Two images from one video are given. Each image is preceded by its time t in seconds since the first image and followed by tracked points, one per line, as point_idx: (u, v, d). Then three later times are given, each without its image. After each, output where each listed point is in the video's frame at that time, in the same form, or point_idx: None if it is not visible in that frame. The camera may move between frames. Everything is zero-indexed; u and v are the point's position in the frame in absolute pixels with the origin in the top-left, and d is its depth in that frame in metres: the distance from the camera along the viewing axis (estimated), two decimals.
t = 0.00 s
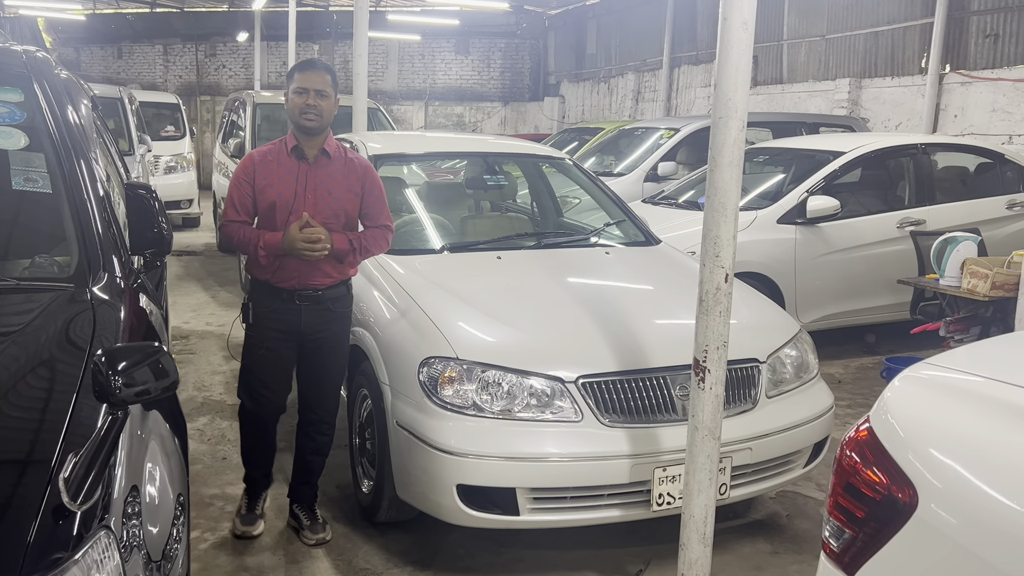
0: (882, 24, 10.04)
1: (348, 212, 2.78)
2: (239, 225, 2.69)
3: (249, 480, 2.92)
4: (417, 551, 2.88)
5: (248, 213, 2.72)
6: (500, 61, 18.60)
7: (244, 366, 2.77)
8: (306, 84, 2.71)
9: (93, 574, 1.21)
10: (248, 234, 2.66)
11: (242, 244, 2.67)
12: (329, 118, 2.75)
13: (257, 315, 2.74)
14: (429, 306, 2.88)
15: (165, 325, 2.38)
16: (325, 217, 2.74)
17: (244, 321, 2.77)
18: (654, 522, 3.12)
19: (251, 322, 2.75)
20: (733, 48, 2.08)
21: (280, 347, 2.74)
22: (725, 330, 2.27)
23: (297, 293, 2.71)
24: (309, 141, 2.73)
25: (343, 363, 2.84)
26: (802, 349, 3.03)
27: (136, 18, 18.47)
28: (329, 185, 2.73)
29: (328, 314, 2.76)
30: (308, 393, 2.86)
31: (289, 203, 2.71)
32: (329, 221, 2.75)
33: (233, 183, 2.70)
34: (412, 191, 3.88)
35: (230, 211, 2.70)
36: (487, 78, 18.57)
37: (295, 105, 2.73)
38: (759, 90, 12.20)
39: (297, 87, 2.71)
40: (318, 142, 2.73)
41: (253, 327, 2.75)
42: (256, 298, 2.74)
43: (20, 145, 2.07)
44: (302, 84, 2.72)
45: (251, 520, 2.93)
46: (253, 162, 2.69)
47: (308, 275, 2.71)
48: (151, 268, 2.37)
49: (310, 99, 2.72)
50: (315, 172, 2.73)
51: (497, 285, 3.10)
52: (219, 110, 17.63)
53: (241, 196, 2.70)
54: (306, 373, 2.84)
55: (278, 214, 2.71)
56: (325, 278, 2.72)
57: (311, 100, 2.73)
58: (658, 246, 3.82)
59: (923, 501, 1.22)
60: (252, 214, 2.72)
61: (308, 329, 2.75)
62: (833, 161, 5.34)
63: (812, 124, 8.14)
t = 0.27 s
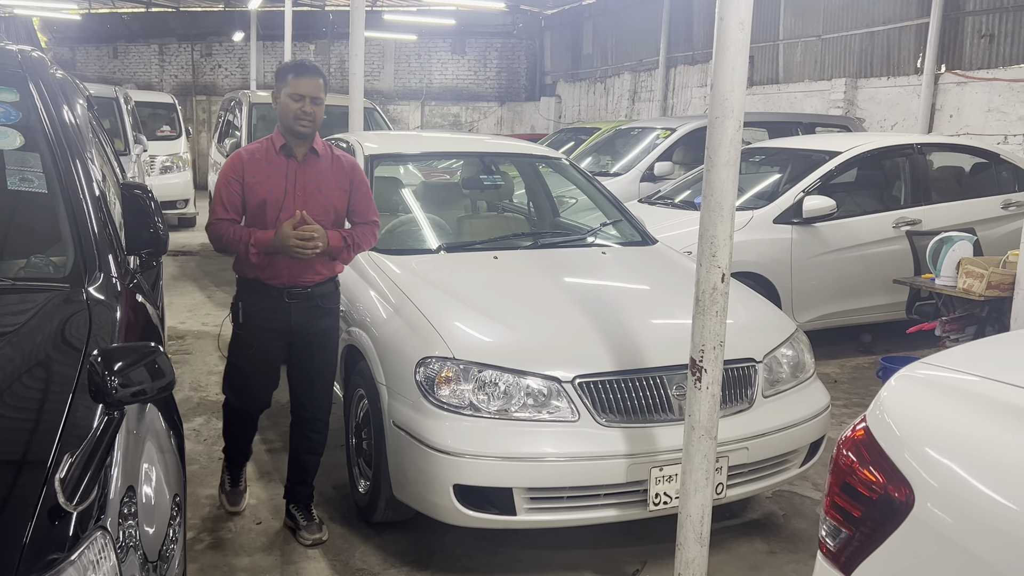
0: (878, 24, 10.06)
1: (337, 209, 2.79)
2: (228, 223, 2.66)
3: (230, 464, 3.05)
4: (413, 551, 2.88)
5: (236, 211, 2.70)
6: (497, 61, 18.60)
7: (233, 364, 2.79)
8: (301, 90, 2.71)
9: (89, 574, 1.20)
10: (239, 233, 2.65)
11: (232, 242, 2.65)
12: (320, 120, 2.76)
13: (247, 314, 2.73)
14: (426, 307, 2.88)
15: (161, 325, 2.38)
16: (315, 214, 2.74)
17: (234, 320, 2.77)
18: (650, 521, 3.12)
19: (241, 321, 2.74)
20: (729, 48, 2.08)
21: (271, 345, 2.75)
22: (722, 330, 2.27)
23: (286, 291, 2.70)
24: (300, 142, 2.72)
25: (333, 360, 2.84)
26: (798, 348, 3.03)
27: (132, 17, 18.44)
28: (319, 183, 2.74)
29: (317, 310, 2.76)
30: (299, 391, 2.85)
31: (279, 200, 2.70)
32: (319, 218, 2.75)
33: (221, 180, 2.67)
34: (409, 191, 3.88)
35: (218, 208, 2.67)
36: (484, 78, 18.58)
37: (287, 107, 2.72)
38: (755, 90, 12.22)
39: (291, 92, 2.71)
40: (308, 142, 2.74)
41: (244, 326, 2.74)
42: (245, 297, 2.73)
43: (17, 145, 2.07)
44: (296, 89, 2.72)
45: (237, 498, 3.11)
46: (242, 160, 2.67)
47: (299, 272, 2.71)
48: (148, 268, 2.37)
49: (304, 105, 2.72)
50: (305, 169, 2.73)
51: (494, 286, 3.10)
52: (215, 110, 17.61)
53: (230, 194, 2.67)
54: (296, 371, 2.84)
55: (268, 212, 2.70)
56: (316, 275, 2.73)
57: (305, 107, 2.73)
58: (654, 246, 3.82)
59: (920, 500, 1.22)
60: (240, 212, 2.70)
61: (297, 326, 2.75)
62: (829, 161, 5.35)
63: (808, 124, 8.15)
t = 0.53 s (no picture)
0: (874, 24, 10.08)
1: (314, 208, 2.82)
2: (206, 226, 2.67)
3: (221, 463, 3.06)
4: (410, 551, 2.88)
5: (213, 213, 2.70)
6: (493, 61, 18.60)
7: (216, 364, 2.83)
8: (279, 97, 2.70)
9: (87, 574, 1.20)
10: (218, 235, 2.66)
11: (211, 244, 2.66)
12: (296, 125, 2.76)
13: (228, 314, 2.77)
14: (423, 306, 2.88)
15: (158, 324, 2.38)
16: (293, 214, 2.77)
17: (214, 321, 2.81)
18: (648, 521, 3.12)
19: (222, 322, 2.78)
20: (726, 49, 2.09)
21: (250, 343, 2.79)
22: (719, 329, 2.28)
23: (265, 290, 2.73)
24: (276, 144, 2.73)
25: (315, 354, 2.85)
26: (795, 348, 3.03)
27: (128, 17, 18.41)
28: (296, 182, 2.76)
29: (297, 307, 2.79)
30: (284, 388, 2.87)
31: (257, 202, 2.71)
32: (297, 218, 2.78)
33: (198, 183, 2.67)
34: (406, 191, 3.88)
35: (196, 211, 2.67)
36: (480, 78, 18.59)
37: (264, 113, 2.70)
38: (751, 90, 12.24)
39: (269, 99, 2.70)
40: (284, 144, 2.75)
41: (225, 326, 2.78)
42: (225, 297, 2.76)
43: (13, 144, 2.06)
44: (274, 95, 2.70)
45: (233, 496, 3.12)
46: (218, 162, 2.67)
47: (277, 271, 2.74)
48: (145, 268, 2.37)
49: (282, 112, 2.71)
50: (281, 170, 2.75)
51: (491, 285, 3.10)
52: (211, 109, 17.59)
53: (207, 195, 2.67)
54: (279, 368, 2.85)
55: (247, 213, 2.71)
56: (294, 273, 2.76)
57: (283, 114, 2.72)
58: (651, 246, 3.82)
59: (918, 499, 1.22)
60: (218, 214, 2.70)
61: (278, 325, 2.78)
62: (825, 161, 5.35)
63: (804, 124, 8.16)
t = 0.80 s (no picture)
0: (870, 25, 10.10)
1: (287, 208, 2.86)
2: (180, 228, 2.72)
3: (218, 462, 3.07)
4: (408, 551, 2.88)
5: (188, 215, 2.75)
6: (490, 61, 18.62)
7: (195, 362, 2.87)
8: (245, 99, 2.74)
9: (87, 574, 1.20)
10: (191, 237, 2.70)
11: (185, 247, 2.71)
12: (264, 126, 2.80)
13: (203, 312, 2.81)
14: (421, 306, 2.88)
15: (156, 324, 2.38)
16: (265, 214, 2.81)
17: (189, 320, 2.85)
18: (645, 521, 3.12)
19: (197, 321, 2.82)
20: (724, 49, 2.09)
21: (226, 340, 2.83)
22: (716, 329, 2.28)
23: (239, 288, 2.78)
24: (246, 145, 2.77)
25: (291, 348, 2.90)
26: (792, 348, 3.04)
27: (124, 17, 18.39)
28: (268, 183, 2.80)
29: (272, 305, 2.84)
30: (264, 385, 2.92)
31: (230, 203, 2.76)
32: (270, 218, 2.82)
33: (171, 186, 2.72)
34: (403, 191, 3.87)
35: (170, 214, 2.73)
36: (477, 78, 18.61)
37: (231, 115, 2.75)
38: (748, 90, 12.26)
39: (235, 101, 2.75)
40: (254, 145, 2.78)
41: (200, 324, 2.82)
42: (199, 297, 2.80)
43: (15, 144, 2.10)
44: (240, 97, 2.75)
45: (231, 495, 3.12)
46: (189, 165, 2.71)
47: (250, 270, 2.78)
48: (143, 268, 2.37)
49: (248, 114, 2.76)
50: (253, 172, 2.79)
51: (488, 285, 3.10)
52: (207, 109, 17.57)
53: (181, 199, 2.73)
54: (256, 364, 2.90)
55: (220, 215, 2.76)
56: (269, 273, 2.81)
57: (250, 115, 2.76)
58: (649, 246, 3.82)
59: (917, 497, 1.23)
60: (192, 216, 2.76)
61: (254, 322, 2.83)
62: (822, 161, 5.36)
63: (800, 124, 8.18)
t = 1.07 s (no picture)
0: (867, 25, 10.11)
1: (267, 199, 2.99)
2: (166, 224, 2.82)
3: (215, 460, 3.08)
4: (406, 551, 2.88)
5: (172, 213, 2.86)
6: (487, 61, 18.61)
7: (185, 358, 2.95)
8: (215, 92, 2.86)
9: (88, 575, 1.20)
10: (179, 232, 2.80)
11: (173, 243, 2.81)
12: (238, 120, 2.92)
13: (192, 307, 2.90)
14: (419, 306, 2.87)
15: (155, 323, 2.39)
16: (246, 207, 2.94)
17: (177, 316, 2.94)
18: (643, 520, 3.13)
19: (186, 316, 2.91)
20: (723, 49, 2.09)
21: (217, 333, 2.93)
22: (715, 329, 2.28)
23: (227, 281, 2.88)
24: (223, 140, 2.89)
25: (277, 337, 3.02)
26: (791, 347, 3.04)
27: (120, 17, 18.37)
28: (247, 176, 2.93)
29: (259, 298, 2.96)
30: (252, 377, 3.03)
31: (212, 197, 2.88)
32: (252, 210, 2.95)
33: (154, 185, 2.83)
34: (401, 191, 3.87)
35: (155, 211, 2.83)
36: (474, 78, 18.61)
37: (205, 111, 2.86)
38: (745, 90, 12.27)
39: (206, 95, 2.86)
40: (231, 140, 2.91)
41: (190, 320, 2.91)
42: (188, 293, 2.90)
43: (13, 144, 2.08)
44: (211, 92, 2.86)
45: (228, 495, 3.13)
46: (170, 162, 2.83)
47: (238, 262, 2.89)
48: (142, 267, 2.38)
49: (219, 107, 2.88)
50: (232, 166, 2.91)
51: (486, 285, 3.10)
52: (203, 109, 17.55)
53: (164, 196, 2.83)
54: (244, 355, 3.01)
55: (203, 209, 2.87)
56: (255, 264, 2.92)
57: (221, 108, 2.87)
58: (646, 246, 3.82)
59: (918, 497, 1.23)
60: (176, 213, 2.86)
61: (242, 316, 2.94)
62: (819, 161, 5.37)
63: (797, 124, 8.19)
